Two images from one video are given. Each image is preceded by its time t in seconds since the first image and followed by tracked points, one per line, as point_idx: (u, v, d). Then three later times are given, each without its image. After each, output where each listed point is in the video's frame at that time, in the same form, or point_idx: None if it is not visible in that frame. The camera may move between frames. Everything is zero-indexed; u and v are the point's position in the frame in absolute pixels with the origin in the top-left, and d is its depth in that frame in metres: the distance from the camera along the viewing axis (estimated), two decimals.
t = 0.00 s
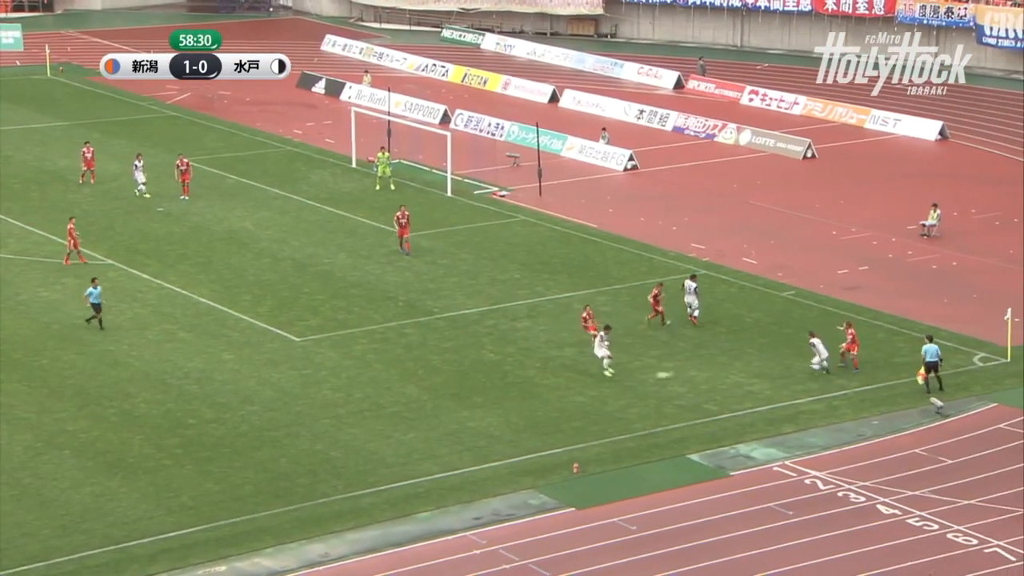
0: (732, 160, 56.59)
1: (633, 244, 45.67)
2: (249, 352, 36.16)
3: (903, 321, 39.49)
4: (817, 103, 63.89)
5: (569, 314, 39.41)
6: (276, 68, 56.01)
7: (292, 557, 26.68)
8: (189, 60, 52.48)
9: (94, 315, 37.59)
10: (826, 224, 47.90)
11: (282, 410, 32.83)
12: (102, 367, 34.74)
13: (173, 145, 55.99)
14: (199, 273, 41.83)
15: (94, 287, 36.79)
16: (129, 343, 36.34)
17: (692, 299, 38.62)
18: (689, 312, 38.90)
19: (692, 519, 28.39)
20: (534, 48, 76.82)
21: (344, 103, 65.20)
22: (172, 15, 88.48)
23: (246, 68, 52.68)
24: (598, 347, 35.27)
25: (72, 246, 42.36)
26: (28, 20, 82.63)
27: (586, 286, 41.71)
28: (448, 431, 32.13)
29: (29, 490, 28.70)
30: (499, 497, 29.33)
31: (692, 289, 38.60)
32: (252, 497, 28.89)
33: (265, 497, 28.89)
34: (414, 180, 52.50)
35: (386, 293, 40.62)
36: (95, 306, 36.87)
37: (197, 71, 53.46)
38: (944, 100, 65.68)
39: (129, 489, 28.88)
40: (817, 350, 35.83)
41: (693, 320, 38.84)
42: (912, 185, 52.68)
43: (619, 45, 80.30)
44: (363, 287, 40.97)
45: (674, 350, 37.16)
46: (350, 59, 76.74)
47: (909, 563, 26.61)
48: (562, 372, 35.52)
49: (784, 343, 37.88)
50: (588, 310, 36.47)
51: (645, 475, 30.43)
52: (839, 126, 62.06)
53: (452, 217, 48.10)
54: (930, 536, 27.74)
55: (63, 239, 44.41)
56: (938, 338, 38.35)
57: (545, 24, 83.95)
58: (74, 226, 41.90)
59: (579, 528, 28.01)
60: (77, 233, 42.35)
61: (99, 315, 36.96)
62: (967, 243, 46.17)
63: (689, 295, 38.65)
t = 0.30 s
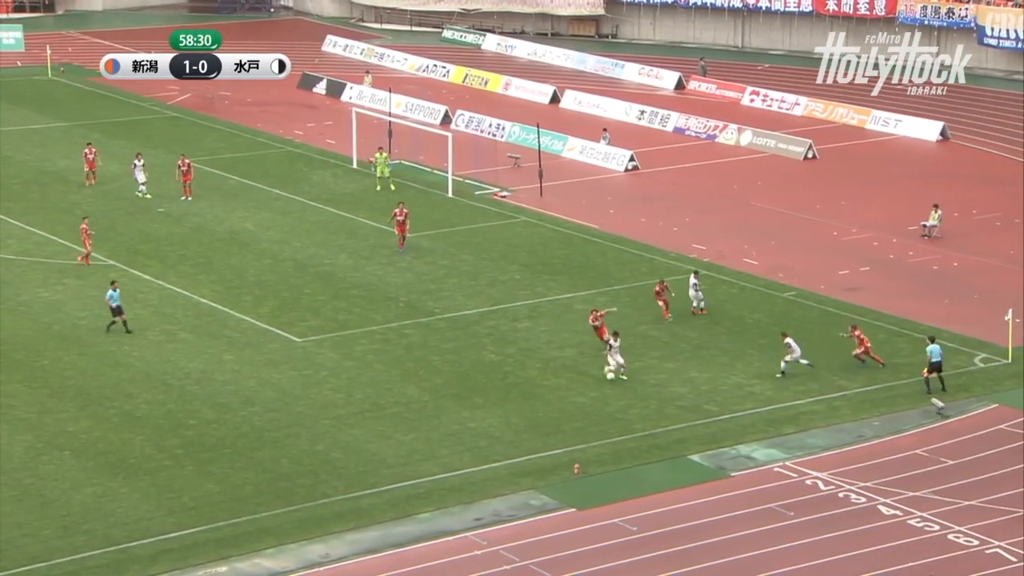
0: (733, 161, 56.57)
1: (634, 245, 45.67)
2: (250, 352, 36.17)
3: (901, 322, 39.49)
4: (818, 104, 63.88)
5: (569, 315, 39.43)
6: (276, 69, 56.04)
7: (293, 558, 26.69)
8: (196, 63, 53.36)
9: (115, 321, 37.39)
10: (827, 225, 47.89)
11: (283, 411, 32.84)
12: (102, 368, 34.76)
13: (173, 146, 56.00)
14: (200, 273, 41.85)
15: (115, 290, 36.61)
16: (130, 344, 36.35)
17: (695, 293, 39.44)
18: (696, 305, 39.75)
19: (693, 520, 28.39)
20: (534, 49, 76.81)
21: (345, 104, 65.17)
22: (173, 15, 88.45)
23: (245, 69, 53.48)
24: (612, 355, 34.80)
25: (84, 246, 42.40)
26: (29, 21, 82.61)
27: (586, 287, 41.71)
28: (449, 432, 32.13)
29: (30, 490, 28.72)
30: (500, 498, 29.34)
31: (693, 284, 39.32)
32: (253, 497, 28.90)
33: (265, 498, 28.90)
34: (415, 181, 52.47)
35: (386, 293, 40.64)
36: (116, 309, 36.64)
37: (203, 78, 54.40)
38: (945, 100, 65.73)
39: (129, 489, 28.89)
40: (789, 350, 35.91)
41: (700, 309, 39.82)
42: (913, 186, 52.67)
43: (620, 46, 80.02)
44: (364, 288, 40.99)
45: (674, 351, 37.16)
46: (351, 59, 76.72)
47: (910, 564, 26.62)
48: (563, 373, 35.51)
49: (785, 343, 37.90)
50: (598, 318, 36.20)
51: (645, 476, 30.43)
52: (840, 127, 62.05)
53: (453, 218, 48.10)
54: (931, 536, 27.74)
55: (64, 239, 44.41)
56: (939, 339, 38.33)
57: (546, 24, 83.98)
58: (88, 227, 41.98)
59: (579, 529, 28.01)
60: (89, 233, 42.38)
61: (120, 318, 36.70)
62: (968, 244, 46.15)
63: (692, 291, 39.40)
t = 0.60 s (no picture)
0: (741, 162, 56.52)
1: (641, 246, 45.63)
2: (258, 352, 36.19)
3: (908, 323, 39.43)
4: (825, 105, 63.80)
5: (576, 316, 39.42)
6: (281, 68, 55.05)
7: (300, 558, 26.70)
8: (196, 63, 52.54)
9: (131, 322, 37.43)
10: (835, 226, 47.80)
11: (290, 411, 32.86)
12: (109, 368, 34.80)
13: (181, 147, 56.05)
14: (207, 273, 41.89)
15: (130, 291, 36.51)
16: (137, 344, 36.39)
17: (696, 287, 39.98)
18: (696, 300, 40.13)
19: (700, 521, 28.38)
20: (542, 50, 76.78)
21: (352, 105, 65.16)
22: (181, 16, 88.48)
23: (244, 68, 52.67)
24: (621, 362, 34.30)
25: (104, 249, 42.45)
26: (36, 21, 82.59)
27: (594, 287, 41.69)
28: (456, 432, 32.13)
29: (37, 490, 28.76)
30: (507, 498, 29.33)
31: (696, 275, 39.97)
32: (260, 497, 28.92)
33: (272, 498, 28.91)
34: (422, 181, 52.50)
35: (393, 294, 40.68)
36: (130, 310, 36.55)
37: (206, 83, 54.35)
38: (947, 100, 65.75)
39: (137, 489, 28.92)
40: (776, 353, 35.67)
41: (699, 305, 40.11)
42: (921, 187, 52.57)
43: (626, 49, 79.51)
44: (371, 288, 41.00)
45: (682, 351, 37.14)
46: (359, 60, 76.73)
47: (917, 565, 26.58)
48: (571, 374, 35.50)
49: (793, 343, 37.86)
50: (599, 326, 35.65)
51: (653, 477, 30.41)
52: (848, 128, 61.96)
53: (460, 218, 48.09)
54: (939, 537, 27.70)
55: (72, 240, 44.44)
56: (947, 340, 38.25)
57: (553, 25, 83.95)
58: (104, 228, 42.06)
59: (586, 530, 28.00)
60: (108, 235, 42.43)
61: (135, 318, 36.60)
62: (976, 245, 46.04)
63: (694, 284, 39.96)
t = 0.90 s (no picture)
0: (757, 162, 56.40)
1: (656, 246, 45.58)
2: (274, 352, 36.25)
3: (924, 324, 39.31)
4: (843, 105, 63.66)
5: (592, 316, 39.39)
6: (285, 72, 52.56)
7: (315, 557, 26.74)
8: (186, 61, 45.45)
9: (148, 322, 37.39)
10: (852, 227, 47.66)
11: (306, 410, 32.90)
12: (126, 367, 34.88)
13: (198, 146, 56.15)
14: (224, 273, 41.97)
15: (145, 291, 36.33)
16: (154, 343, 36.47)
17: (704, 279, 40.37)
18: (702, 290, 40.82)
19: (716, 521, 28.32)
20: (558, 50, 76.75)
21: (369, 105, 65.22)
22: (198, 16, 88.55)
23: (249, 71, 46.95)
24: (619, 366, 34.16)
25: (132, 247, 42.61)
26: (54, 22, 82.65)
27: (610, 288, 41.64)
28: (471, 432, 32.12)
29: (54, 488, 28.84)
30: (522, 498, 29.33)
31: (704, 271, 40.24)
32: (276, 497, 28.96)
33: (288, 497, 28.95)
34: (438, 181, 52.53)
35: (409, 293, 40.71)
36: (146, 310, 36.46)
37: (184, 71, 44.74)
38: (951, 99, 65.70)
39: (153, 488, 28.98)
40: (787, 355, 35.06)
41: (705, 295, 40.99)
42: (939, 187, 52.37)
43: (643, 49, 79.40)
44: (387, 288, 41.01)
45: (698, 352, 37.09)
46: (375, 60, 76.74)
47: (934, 567, 26.49)
48: (587, 374, 35.49)
49: (810, 345, 37.75)
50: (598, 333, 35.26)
51: (668, 477, 30.37)
52: (866, 128, 61.81)
53: (476, 218, 48.10)
54: (956, 539, 27.60)
55: (89, 239, 44.56)
56: (965, 341, 38.11)
57: (569, 25, 83.97)
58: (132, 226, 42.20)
59: (601, 530, 27.97)
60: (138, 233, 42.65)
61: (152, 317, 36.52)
62: (993, 246, 45.85)
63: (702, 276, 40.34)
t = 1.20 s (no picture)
0: (797, 162, 56.13)
1: (695, 246, 45.44)
2: (312, 351, 36.38)
3: (965, 325, 39.01)
4: (883, 105, 63.30)
5: (630, 317, 39.32)
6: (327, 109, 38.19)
7: (353, 556, 26.83)
8: (183, 61, 28.02)
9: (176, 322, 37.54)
10: (892, 227, 47.35)
11: (344, 409, 33.00)
12: (166, 365, 35.08)
13: (239, 146, 56.38)
14: (263, 272, 42.14)
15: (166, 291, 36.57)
16: (193, 342, 36.67)
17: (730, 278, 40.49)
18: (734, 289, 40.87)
19: (754, 523, 28.21)
20: (597, 50, 76.61)
21: (407, 104, 65.33)
22: (239, 17, 88.80)
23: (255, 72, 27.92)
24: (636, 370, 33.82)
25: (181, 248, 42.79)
26: (97, 23, 83.02)
27: (649, 289, 41.54)
28: (509, 432, 32.11)
29: (95, 486, 29.04)
30: (560, 498, 29.31)
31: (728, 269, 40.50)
32: (314, 495, 29.06)
33: (326, 496, 29.04)
34: (477, 181, 52.56)
35: (447, 293, 40.75)
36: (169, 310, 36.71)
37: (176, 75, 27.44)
38: (989, 100, 65.24)
39: (192, 486, 29.14)
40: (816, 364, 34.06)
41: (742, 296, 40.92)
42: (980, 188, 51.97)
43: (682, 49, 79.20)
44: (425, 288, 41.06)
45: (736, 353, 36.94)
46: (415, 60, 76.82)
47: (975, 571, 26.29)
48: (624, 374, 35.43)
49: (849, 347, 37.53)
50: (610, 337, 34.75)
51: (706, 478, 30.28)
52: (907, 128, 61.46)
53: (513, 218, 48.10)
54: (997, 543, 27.38)
55: (130, 238, 44.84)
56: (1006, 343, 37.80)
57: (608, 25, 83.88)
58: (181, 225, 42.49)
59: (639, 531, 27.91)
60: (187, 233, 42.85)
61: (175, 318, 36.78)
62: None
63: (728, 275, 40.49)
